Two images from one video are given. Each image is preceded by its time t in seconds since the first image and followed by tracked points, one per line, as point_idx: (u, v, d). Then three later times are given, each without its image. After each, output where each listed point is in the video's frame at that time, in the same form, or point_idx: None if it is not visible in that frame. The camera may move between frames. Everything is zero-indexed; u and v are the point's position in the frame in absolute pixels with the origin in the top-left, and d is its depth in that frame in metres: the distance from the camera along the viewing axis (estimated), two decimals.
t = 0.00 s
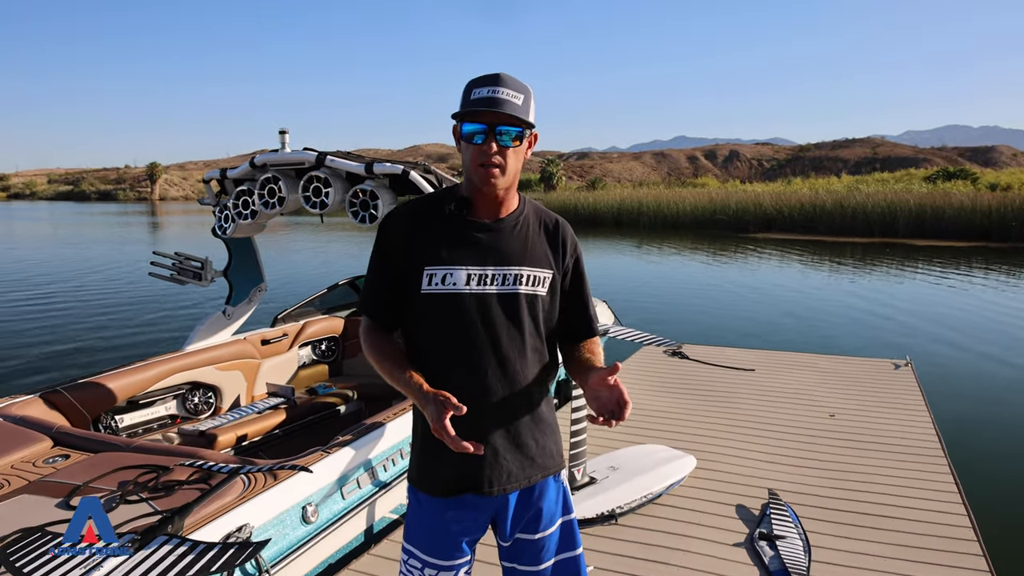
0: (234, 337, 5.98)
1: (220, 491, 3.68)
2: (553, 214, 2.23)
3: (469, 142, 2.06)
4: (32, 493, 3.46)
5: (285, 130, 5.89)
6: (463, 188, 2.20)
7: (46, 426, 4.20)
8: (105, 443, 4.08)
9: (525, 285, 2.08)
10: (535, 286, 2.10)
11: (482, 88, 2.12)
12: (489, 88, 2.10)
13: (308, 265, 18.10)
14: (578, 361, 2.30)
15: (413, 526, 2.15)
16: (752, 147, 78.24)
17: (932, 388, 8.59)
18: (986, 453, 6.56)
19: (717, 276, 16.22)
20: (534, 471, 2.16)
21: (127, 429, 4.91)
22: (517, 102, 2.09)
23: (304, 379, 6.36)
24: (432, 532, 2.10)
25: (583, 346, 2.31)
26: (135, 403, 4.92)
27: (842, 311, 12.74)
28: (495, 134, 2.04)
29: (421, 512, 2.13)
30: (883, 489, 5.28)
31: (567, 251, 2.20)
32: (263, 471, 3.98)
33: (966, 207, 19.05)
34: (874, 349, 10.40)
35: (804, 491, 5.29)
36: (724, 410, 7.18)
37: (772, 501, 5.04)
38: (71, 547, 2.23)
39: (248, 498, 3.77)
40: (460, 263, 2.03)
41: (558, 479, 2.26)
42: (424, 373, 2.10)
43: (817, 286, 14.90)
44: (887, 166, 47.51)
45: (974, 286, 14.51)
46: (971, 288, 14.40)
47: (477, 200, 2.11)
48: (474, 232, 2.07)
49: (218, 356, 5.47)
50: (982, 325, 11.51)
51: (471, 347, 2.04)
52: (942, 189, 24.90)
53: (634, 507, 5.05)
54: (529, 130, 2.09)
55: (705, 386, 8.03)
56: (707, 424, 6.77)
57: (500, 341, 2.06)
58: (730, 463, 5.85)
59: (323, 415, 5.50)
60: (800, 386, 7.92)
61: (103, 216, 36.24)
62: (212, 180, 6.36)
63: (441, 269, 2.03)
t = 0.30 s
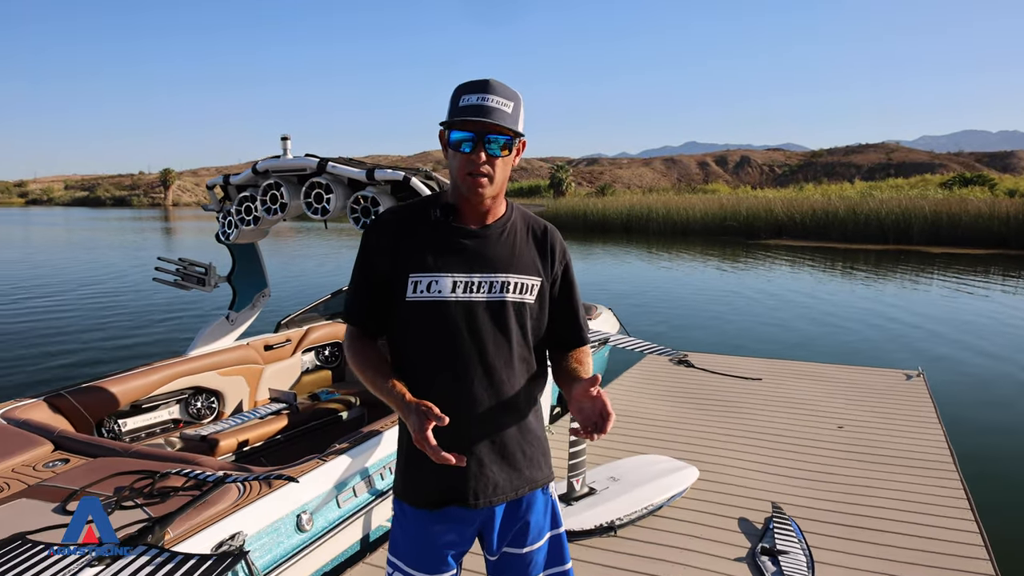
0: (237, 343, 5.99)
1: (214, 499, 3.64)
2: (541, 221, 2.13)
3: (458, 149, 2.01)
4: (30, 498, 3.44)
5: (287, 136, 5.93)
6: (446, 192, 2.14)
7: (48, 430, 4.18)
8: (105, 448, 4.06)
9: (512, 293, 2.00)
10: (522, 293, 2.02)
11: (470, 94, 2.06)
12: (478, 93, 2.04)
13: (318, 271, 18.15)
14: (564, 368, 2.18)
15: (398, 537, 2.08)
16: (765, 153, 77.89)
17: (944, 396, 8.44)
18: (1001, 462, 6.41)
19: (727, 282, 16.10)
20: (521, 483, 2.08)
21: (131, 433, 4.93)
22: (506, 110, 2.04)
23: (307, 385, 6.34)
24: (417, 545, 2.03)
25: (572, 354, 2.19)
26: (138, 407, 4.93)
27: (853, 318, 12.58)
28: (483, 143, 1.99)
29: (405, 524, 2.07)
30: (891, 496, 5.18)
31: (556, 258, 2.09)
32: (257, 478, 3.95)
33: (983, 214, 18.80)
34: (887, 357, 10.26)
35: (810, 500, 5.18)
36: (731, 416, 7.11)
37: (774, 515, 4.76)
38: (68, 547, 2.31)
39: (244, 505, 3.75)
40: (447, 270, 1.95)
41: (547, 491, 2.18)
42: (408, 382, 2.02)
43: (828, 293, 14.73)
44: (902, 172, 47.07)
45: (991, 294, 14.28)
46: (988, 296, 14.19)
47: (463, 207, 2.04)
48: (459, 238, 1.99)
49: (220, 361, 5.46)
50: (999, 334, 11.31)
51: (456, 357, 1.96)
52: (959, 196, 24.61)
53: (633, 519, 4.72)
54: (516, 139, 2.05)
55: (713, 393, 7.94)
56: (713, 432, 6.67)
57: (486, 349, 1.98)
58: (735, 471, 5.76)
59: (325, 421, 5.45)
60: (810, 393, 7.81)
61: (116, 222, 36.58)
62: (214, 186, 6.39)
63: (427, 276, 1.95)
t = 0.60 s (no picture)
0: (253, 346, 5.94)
1: (220, 503, 3.44)
2: (538, 223, 1.94)
3: (472, 174, 1.77)
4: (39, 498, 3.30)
5: (302, 140, 5.92)
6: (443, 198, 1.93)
7: (63, 431, 4.08)
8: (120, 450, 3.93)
9: (510, 297, 1.83)
10: (521, 298, 1.85)
11: (484, 104, 1.77)
12: (499, 113, 1.76)
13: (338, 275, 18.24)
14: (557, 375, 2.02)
15: (394, 545, 1.90)
16: (789, 157, 76.95)
17: (977, 403, 8.11)
18: None
19: (750, 287, 15.80)
20: (523, 491, 1.89)
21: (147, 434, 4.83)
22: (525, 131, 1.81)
23: (322, 388, 6.25)
24: (414, 554, 1.86)
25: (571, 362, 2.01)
26: (155, 410, 4.86)
27: (881, 323, 12.22)
28: (503, 172, 1.77)
29: (402, 532, 1.89)
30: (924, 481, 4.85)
31: (554, 261, 1.92)
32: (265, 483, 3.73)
33: (1015, 219, 18.29)
34: (916, 363, 9.95)
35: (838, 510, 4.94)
36: (760, 401, 6.82)
37: (789, 524, 4.10)
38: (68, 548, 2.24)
39: (250, 510, 3.52)
40: (442, 274, 1.78)
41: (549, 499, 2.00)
42: (402, 389, 1.85)
43: (855, 298, 14.36)
44: (930, 176, 46.17)
45: None
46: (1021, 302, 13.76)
47: (463, 219, 1.85)
48: (453, 241, 1.82)
49: (237, 364, 5.36)
50: None
51: (453, 361, 1.78)
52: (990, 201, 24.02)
53: (645, 527, 4.08)
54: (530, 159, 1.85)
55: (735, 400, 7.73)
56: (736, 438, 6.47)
57: (484, 356, 1.80)
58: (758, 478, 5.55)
59: (341, 424, 5.16)
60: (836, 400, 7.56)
61: (143, 227, 37.09)
62: (231, 189, 6.40)
63: (422, 281, 1.78)
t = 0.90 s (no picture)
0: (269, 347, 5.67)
1: (229, 504, 3.16)
2: (539, 223, 1.86)
3: (478, 177, 1.68)
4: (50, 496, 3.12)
5: (318, 141, 5.94)
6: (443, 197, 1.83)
7: (78, 431, 3.91)
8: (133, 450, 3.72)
9: (512, 299, 1.74)
10: (522, 300, 1.76)
11: (493, 106, 1.67)
12: (507, 115, 1.67)
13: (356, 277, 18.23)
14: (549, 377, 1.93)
15: (393, 545, 1.81)
16: (814, 160, 75.79)
17: (1010, 411, 7.81)
18: None
19: (773, 291, 15.47)
20: (525, 493, 1.81)
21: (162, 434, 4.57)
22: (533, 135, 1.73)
23: (339, 390, 5.96)
24: (414, 555, 1.76)
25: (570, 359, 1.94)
26: (171, 410, 4.65)
27: (907, 328, 11.86)
28: (510, 177, 1.69)
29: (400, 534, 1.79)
30: (947, 488, 4.62)
31: (555, 262, 1.84)
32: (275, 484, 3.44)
33: None
34: (945, 369, 9.64)
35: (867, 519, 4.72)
36: (777, 405, 6.64)
37: (805, 530, 3.88)
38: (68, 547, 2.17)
39: (260, 511, 3.22)
40: (444, 275, 1.68)
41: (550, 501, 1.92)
42: (402, 391, 1.76)
43: (880, 304, 13.99)
44: (959, 181, 45.11)
45: None
46: None
47: (465, 220, 1.76)
48: (452, 242, 1.73)
49: (252, 365, 5.11)
50: None
51: (454, 362, 1.69)
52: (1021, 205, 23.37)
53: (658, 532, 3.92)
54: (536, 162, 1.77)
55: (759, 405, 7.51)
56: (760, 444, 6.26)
57: (486, 359, 1.71)
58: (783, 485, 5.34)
59: (357, 425, 4.86)
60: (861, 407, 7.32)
61: (169, 228, 37.45)
62: (248, 190, 6.37)
63: (422, 283, 1.69)
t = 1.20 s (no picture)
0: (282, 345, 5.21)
1: (237, 501, 2.85)
2: (536, 222, 1.76)
3: (485, 182, 1.56)
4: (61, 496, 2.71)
5: (330, 141, 5.75)
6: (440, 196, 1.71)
7: (91, 427, 3.50)
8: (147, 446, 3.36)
9: (511, 299, 1.63)
10: (521, 299, 1.65)
11: (501, 110, 1.55)
12: (516, 117, 1.56)
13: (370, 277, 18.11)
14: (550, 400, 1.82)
15: (395, 547, 1.69)
16: (832, 160, 74.89)
17: None
18: None
19: (791, 292, 15.20)
20: (529, 494, 1.70)
21: (175, 433, 4.22)
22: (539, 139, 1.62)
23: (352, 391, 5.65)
24: (416, 556, 1.64)
25: (563, 362, 1.85)
26: (184, 408, 4.26)
27: (928, 330, 11.59)
28: (515, 180, 1.58)
29: (401, 533, 1.68)
30: (974, 494, 4.44)
31: (552, 261, 1.73)
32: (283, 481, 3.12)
33: None
34: (971, 371, 9.37)
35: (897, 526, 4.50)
36: (793, 407, 6.47)
37: (816, 533, 3.75)
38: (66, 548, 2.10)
39: (269, 509, 2.91)
40: (443, 275, 1.57)
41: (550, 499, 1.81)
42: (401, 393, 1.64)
43: (900, 305, 13.70)
44: (980, 182, 44.35)
45: None
46: None
47: (464, 219, 1.64)
48: (449, 241, 1.61)
49: (267, 364, 4.71)
50: None
51: (454, 359, 1.58)
52: None
53: (668, 533, 3.76)
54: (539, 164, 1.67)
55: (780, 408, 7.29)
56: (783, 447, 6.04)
57: (487, 359, 1.60)
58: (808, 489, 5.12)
59: (373, 425, 4.49)
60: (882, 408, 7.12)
61: (187, 228, 37.64)
62: (260, 189, 5.82)
63: (421, 283, 1.56)
